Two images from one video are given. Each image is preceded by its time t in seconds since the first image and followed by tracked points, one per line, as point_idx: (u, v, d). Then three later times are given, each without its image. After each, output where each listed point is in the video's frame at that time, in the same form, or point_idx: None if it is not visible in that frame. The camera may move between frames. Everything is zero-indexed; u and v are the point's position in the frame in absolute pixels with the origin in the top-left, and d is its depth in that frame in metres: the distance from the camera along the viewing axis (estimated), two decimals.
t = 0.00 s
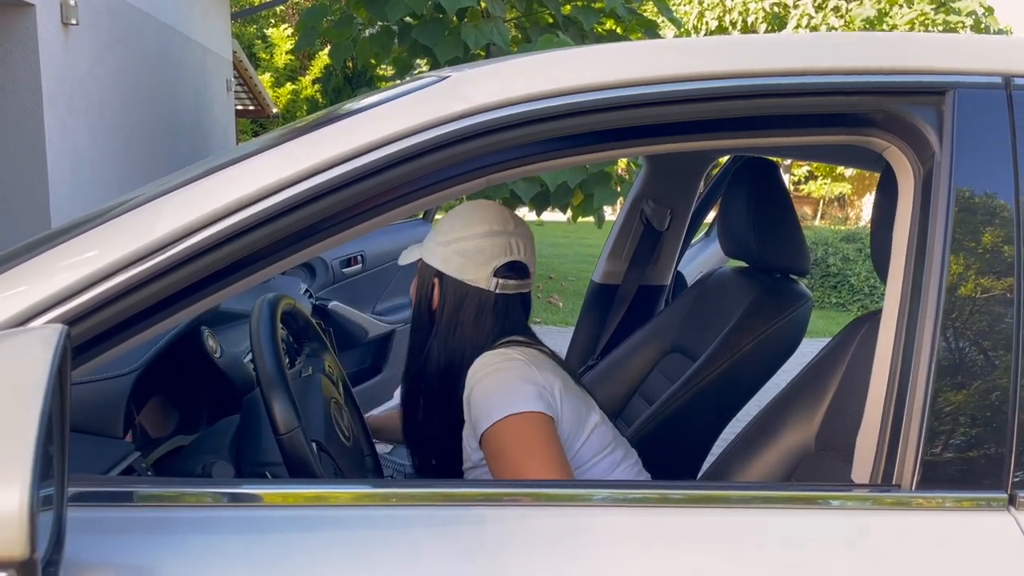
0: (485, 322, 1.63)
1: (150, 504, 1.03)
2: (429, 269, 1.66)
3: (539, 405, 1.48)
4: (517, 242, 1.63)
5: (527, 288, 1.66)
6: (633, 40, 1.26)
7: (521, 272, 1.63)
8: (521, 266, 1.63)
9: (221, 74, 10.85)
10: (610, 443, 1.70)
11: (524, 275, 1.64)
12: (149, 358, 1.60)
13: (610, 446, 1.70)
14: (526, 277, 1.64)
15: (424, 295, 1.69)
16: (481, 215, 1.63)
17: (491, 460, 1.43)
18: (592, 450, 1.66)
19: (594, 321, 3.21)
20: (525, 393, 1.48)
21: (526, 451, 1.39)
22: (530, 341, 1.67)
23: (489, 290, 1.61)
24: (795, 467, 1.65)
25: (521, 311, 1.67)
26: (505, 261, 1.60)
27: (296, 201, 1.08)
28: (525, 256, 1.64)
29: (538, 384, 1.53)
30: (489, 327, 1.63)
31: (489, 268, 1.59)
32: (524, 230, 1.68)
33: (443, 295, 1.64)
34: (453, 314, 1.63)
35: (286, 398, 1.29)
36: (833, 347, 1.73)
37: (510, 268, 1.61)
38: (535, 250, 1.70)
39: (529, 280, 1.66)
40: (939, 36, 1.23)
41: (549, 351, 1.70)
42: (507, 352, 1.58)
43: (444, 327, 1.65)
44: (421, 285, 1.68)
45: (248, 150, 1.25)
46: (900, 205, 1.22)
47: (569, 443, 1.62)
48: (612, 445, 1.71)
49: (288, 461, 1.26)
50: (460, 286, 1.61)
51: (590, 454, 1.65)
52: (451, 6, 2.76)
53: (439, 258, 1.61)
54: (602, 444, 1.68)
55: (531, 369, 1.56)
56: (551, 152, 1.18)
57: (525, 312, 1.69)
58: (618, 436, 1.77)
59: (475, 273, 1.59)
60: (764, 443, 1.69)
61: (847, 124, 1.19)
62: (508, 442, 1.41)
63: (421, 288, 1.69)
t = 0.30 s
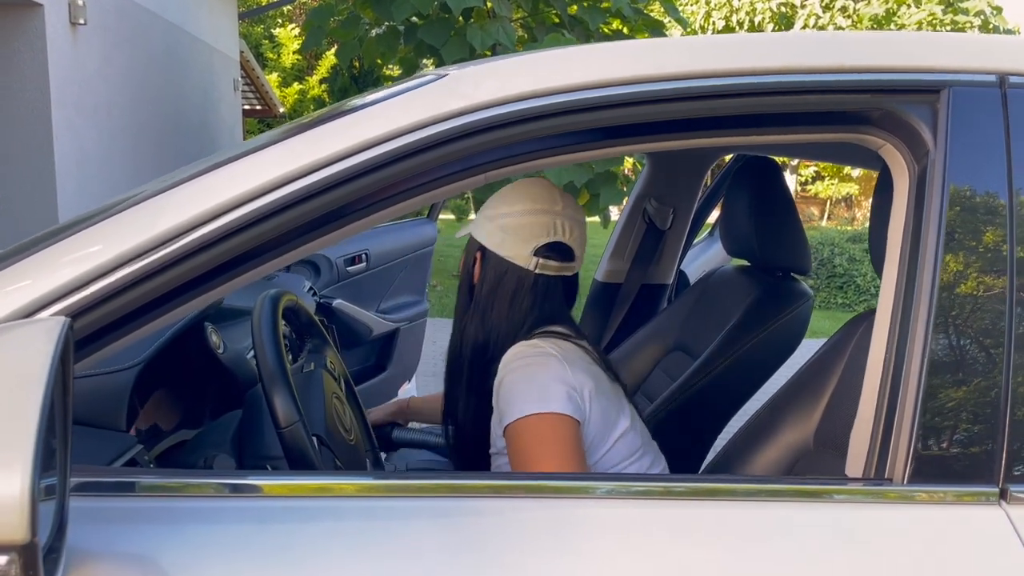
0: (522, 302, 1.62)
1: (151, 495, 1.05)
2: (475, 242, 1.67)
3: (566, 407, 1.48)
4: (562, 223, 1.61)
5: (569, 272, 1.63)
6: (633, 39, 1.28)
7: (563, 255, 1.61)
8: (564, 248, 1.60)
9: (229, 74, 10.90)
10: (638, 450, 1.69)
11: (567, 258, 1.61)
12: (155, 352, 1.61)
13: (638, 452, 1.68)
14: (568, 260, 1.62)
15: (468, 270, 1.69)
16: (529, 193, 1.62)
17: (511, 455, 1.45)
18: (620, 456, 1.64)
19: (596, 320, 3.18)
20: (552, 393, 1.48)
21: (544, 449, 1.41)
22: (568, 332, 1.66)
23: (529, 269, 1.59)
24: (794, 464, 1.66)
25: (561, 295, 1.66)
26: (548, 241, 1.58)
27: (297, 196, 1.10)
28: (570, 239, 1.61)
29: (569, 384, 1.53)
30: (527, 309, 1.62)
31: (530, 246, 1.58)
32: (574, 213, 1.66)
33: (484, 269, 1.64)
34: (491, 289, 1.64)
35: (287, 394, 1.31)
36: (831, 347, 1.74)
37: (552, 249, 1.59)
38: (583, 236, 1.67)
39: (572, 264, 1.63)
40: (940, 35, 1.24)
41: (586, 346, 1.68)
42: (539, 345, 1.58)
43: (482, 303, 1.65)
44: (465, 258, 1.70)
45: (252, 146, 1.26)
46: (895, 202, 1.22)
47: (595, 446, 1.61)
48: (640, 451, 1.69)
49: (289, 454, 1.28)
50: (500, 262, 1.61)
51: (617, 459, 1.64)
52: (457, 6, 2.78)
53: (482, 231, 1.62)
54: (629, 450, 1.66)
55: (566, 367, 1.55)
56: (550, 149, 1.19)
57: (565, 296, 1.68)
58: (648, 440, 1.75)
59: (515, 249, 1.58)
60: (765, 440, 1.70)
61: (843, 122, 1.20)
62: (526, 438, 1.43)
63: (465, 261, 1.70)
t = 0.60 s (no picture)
0: (589, 288, 1.57)
1: (156, 480, 1.07)
2: (548, 218, 1.64)
3: (624, 407, 1.43)
4: (640, 211, 1.54)
5: (642, 262, 1.57)
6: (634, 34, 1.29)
7: (637, 244, 1.54)
8: (638, 237, 1.54)
9: (241, 74, 10.97)
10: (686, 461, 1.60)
11: (640, 249, 1.55)
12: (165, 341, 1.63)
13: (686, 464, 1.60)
14: (642, 250, 1.55)
15: (535, 248, 1.65)
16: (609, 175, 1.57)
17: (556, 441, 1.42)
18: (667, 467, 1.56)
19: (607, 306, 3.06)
20: (611, 390, 1.43)
21: (592, 440, 1.38)
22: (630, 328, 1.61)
23: (601, 254, 1.53)
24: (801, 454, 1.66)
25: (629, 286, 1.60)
26: (624, 229, 1.52)
27: (301, 187, 1.12)
28: (645, 229, 1.55)
29: (631, 383, 1.47)
30: (591, 296, 1.57)
31: (605, 232, 1.52)
32: (653, 202, 1.59)
33: (553, 248, 1.59)
34: (559, 267, 1.59)
35: (291, 384, 1.32)
36: (833, 342, 1.75)
37: (627, 237, 1.53)
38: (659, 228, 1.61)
39: (646, 255, 1.56)
40: (946, 30, 1.24)
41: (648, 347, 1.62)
42: (599, 335, 1.54)
43: (549, 284, 1.61)
44: (534, 234, 1.66)
45: (258, 138, 1.28)
46: (893, 195, 1.23)
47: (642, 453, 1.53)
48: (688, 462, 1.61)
49: (291, 443, 1.30)
50: (572, 243, 1.56)
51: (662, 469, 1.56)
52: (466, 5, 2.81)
53: (555, 209, 1.56)
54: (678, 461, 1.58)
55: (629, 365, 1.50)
56: (551, 142, 1.20)
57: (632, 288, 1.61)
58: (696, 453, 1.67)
59: (588, 231, 1.53)
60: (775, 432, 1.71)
61: (842, 115, 1.21)
62: (577, 430, 1.39)
63: (533, 236, 1.66)
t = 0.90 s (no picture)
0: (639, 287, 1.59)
1: (157, 469, 1.09)
2: (595, 212, 1.62)
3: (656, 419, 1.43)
4: (699, 209, 1.54)
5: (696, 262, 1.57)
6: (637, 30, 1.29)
7: (692, 243, 1.54)
8: (695, 237, 1.54)
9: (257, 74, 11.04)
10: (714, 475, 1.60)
11: (696, 249, 1.54)
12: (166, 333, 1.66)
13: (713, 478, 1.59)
14: (698, 250, 1.55)
15: (584, 241, 1.64)
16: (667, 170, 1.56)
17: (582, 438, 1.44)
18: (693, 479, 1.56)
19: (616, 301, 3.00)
20: (648, 400, 1.44)
21: (618, 443, 1.39)
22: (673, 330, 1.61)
23: (657, 253, 1.53)
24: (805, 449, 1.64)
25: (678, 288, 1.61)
26: (682, 228, 1.52)
27: (305, 180, 1.13)
28: (702, 228, 1.54)
29: (669, 394, 1.47)
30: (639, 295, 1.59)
31: (661, 231, 1.51)
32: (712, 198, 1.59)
33: (605, 243, 1.59)
34: (611, 264, 1.59)
35: (293, 376, 1.34)
36: (838, 338, 1.75)
37: (683, 237, 1.53)
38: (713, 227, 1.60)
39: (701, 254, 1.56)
40: (953, 27, 1.24)
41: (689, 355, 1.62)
42: (639, 337, 1.54)
43: (600, 280, 1.62)
44: (580, 229, 1.65)
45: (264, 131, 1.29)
46: (894, 191, 1.23)
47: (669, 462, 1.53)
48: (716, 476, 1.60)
49: (293, 435, 1.31)
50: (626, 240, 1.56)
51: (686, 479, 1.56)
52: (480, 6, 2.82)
53: (609, 203, 1.56)
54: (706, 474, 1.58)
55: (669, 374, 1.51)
56: (552, 138, 1.21)
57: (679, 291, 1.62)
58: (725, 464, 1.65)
59: (645, 228, 1.52)
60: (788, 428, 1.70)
61: (843, 111, 1.20)
62: (604, 431, 1.40)
63: (580, 231, 1.65)
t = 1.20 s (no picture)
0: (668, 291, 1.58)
1: (145, 460, 1.12)
2: (625, 213, 1.63)
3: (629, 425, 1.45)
4: (733, 210, 1.54)
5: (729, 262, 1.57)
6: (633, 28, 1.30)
7: (726, 244, 1.54)
8: (729, 238, 1.54)
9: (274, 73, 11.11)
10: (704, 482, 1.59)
11: (729, 250, 1.55)
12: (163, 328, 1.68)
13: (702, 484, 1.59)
14: (731, 251, 1.55)
15: (614, 242, 1.65)
16: (702, 171, 1.55)
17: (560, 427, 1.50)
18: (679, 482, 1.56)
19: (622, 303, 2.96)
20: (625, 405, 1.45)
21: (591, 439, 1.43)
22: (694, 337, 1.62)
23: (689, 257, 1.53)
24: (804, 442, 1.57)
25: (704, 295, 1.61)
26: (715, 230, 1.52)
27: (302, 173, 1.14)
28: (735, 228, 1.54)
29: (649, 402, 1.48)
30: (668, 299, 1.59)
31: (695, 235, 1.52)
32: (746, 197, 1.59)
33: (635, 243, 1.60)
34: (643, 265, 1.59)
35: (286, 372, 1.36)
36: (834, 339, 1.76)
37: (717, 239, 1.53)
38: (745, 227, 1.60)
39: (733, 255, 1.56)
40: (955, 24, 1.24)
41: (704, 364, 1.61)
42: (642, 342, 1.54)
43: (629, 281, 1.62)
44: (611, 229, 1.65)
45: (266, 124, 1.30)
46: (880, 189, 1.24)
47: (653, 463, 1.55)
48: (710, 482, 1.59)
49: (285, 428, 1.33)
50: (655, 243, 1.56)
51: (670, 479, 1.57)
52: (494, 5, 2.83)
53: (642, 204, 1.56)
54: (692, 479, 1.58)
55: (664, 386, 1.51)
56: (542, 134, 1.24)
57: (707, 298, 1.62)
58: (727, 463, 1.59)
59: (680, 230, 1.52)
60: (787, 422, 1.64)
61: (828, 110, 1.22)
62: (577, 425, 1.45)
63: (610, 232, 1.65)
